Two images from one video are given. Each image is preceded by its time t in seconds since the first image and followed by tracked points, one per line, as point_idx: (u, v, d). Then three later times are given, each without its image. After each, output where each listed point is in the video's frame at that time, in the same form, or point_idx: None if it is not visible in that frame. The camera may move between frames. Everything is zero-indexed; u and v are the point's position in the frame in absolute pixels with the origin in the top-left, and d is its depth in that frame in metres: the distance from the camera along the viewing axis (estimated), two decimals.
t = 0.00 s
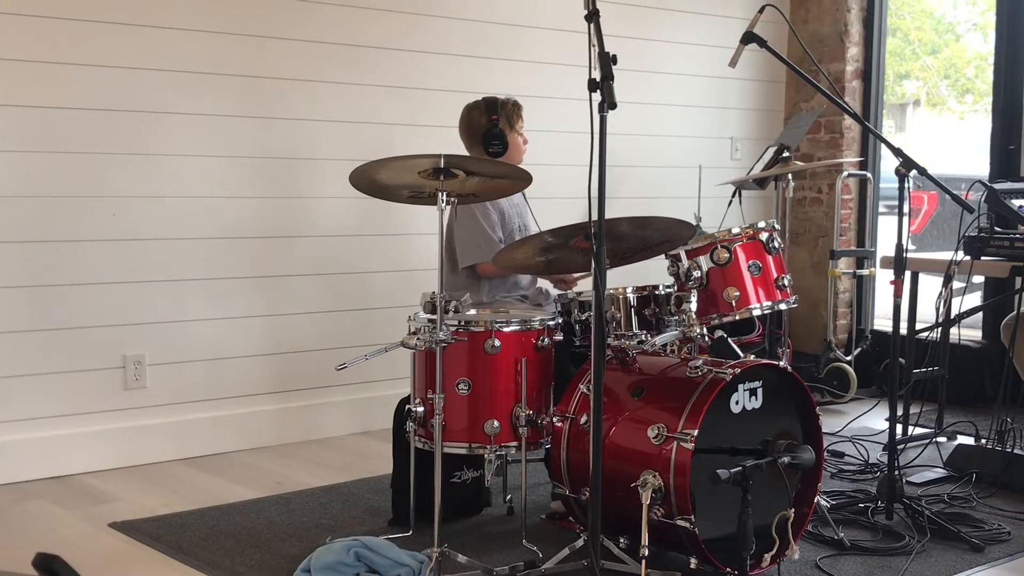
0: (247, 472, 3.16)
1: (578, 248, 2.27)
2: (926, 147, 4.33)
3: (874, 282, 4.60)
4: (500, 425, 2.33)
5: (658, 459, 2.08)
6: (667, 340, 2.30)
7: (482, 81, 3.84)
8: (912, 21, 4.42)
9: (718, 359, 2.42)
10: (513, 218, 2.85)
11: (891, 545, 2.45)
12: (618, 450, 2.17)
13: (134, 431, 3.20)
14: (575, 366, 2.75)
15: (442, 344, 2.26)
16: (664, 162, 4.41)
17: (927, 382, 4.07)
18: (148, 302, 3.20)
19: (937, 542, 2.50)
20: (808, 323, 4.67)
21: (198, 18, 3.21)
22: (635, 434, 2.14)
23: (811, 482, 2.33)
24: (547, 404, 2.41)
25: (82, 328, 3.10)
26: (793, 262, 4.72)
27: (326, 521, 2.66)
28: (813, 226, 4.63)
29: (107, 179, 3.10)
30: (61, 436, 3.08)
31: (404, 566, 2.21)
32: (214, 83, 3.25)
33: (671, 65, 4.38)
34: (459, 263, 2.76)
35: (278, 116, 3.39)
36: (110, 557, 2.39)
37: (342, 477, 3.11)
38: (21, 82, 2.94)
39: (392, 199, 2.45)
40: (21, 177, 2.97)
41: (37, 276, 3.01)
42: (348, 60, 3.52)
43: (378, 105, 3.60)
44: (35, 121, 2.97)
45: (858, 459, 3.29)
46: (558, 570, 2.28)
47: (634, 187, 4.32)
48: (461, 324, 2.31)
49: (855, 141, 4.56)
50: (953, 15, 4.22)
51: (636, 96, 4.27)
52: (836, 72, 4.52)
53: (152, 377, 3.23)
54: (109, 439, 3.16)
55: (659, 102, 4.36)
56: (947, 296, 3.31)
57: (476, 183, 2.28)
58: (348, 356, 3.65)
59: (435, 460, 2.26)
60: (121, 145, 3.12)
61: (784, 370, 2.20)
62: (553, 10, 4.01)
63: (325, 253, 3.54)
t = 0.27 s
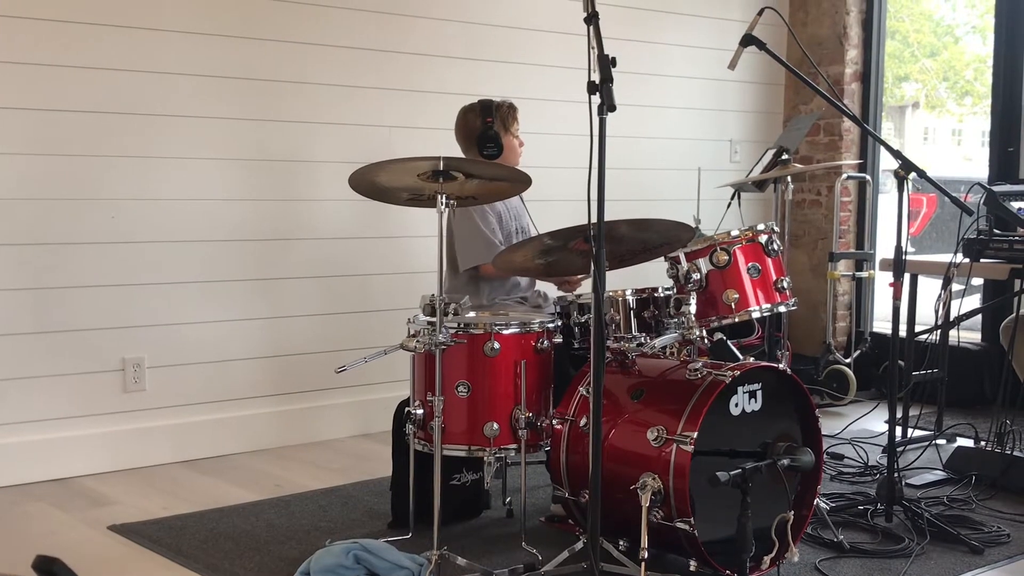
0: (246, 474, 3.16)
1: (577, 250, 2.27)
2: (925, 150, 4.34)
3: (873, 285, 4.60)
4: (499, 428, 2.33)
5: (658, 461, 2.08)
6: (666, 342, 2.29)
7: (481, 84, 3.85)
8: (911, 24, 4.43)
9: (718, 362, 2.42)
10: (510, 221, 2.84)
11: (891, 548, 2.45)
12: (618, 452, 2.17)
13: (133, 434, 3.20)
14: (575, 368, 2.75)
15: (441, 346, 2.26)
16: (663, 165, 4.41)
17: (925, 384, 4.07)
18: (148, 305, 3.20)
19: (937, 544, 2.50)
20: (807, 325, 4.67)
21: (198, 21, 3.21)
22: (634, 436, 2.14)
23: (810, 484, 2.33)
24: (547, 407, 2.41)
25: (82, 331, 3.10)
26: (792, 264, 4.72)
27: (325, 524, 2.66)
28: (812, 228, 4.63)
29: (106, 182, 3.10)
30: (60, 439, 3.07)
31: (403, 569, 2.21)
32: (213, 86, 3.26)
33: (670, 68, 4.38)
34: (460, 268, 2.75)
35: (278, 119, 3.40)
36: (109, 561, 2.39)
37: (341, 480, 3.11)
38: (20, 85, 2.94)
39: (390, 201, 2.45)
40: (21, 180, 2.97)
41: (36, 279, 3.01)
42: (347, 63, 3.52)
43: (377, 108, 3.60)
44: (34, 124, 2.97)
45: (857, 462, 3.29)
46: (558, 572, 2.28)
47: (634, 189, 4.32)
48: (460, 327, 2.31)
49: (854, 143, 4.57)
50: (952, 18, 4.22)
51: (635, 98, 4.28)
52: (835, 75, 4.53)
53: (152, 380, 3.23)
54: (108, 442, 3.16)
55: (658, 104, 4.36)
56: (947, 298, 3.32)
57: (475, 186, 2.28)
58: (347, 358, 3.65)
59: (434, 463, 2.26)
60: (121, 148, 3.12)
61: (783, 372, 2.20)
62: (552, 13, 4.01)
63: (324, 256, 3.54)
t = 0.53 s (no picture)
0: (246, 475, 3.16)
1: (576, 251, 2.27)
2: (924, 151, 4.34)
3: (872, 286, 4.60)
4: (499, 429, 2.33)
5: (658, 462, 2.08)
6: (666, 343, 2.29)
7: (480, 85, 3.85)
8: (910, 24, 4.43)
9: (718, 363, 2.41)
10: (511, 223, 2.85)
11: (890, 548, 2.45)
12: (618, 453, 2.17)
13: (133, 435, 3.20)
14: (574, 369, 2.74)
15: (441, 347, 2.26)
16: (663, 165, 4.41)
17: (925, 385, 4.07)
18: (147, 306, 3.20)
19: (936, 545, 2.50)
20: (806, 326, 4.67)
21: (197, 22, 3.21)
22: (634, 437, 2.14)
23: (810, 485, 2.33)
24: (546, 408, 2.41)
25: (81, 332, 3.10)
26: (791, 265, 4.72)
27: (325, 525, 2.66)
28: (811, 229, 4.63)
29: (106, 183, 3.10)
30: (60, 440, 3.07)
31: (403, 570, 2.21)
32: (212, 87, 3.26)
33: (669, 68, 4.38)
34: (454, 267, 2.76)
35: (277, 120, 3.40)
36: (108, 562, 2.39)
37: (341, 481, 3.10)
38: (20, 86, 2.94)
39: (390, 202, 2.45)
40: (21, 181, 2.97)
41: (35, 280, 3.01)
42: (346, 64, 3.52)
43: (377, 109, 3.60)
44: (33, 125, 2.97)
45: (857, 462, 3.29)
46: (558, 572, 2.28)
47: (633, 190, 4.32)
48: (460, 327, 2.31)
49: (853, 144, 4.57)
50: (951, 19, 4.22)
51: (635, 99, 4.28)
52: (834, 75, 4.53)
53: (151, 382, 3.23)
54: (108, 443, 3.16)
55: (658, 105, 4.36)
56: (946, 299, 3.32)
57: (475, 186, 2.28)
58: (346, 359, 3.65)
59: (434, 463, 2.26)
60: (120, 149, 3.12)
61: (782, 373, 2.20)
62: (552, 14, 4.01)
63: (323, 256, 3.54)
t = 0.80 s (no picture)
0: (246, 475, 3.16)
1: (576, 251, 2.27)
2: (923, 150, 4.34)
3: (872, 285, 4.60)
4: (499, 428, 2.33)
5: (658, 461, 2.08)
6: (666, 342, 2.29)
7: (480, 84, 3.85)
8: (910, 24, 4.43)
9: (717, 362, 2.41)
10: (512, 222, 2.85)
11: (890, 547, 2.45)
12: (617, 452, 2.17)
13: (132, 435, 3.20)
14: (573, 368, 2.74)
15: (441, 347, 2.26)
16: (662, 164, 4.41)
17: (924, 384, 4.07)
18: (147, 306, 3.20)
19: (936, 544, 2.50)
20: (806, 325, 4.67)
21: (197, 22, 3.21)
22: (633, 436, 2.14)
23: (810, 484, 2.33)
24: (546, 407, 2.41)
25: (80, 332, 3.10)
26: (791, 264, 4.72)
27: (324, 525, 2.66)
28: (811, 228, 4.63)
29: (105, 182, 3.10)
30: (59, 440, 3.07)
31: (403, 570, 2.21)
32: (211, 87, 3.26)
33: (668, 67, 4.38)
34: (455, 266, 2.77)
35: (276, 120, 3.40)
36: (108, 562, 2.39)
37: (340, 481, 3.10)
38: (19, 86, 2.94)
39: (388, 201, 2.45)
40: (20, 181, 2.97)
41: (35, 280, 3.01)
42: (345, 64, 3.52)
43: (376, 108, 3.60)
44: (33, 124, 2.97)
45: (856, 461, 3.29)
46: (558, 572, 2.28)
47: (632, 190, 4.32)
48: (459, 327, 2.31)
49: (853, 143, 4.57)
50: (950, 18, 4.22)
51: (634, 98, 4.28)
52: (834, 74, 4.53)
53: (150, 381, 3.23)
54: (107, 443, 3.15)
55: (657, 105, 4.36)
56: (946, 298, 3.33)
57: (474, 186, 2.28)
58: (345, 359, 3.65)
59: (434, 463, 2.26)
60: (120, 149, 3.12)
61: (782, 372, 2.20)
62: (551, 13, 4.01)
63: (323, 256, 3.54)
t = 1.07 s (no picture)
0: (246, 474, 3.16)
1: (575, 250, 2.27)
2: (923, 149, 4.34)
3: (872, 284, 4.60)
4: (498, 427, 2.33)
5: (658, 460, 2.08)
6: (665, 340, 2.29)
7: (479, 83, 3.85)
8: (909, 22, 4.43)
9: (717, 361, 2.41)
10: (506, 219, 2.85)
11: (890, 546, 2.45)
12: (617, 451, 2.17)
13: (132, 435, 3.20)
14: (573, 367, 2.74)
15: (440, 346, 2.26)
16: (662, 163, 4.41)
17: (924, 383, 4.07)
18: (147, 305, 3.20)
19: (935, 542, 2.50)
20: (806, 323, 4.67)
21: (196, 22, 3.21)
22: (633, 435, 2.14)
23: (810, 483, 2.33)
24: (546, 406, 2.41)
25: (80, 332, 3.10)
26: (790, 263, 4.72)
27: (324, 524, 2.66)
28: (810, 227, 4.63)
29: (105, 182, 3.10)
30: (59, 439, 3.07)
31: (403, 569, 2.21)
32: (211, 86, 3.26)
33: (667, 66, 4.38)
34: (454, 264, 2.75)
35: (276, 119, 3.40)
36: (108, 561, 2.39)
37: (340, 480, 3.11)
38: (19, 86, 2.94)
39: (388, 200, 2.45)
40: (20, 181, 2.97)
41: (34, 280, 3.01)
42: (345, 63, 3.52)
43: (376, 108, 3.60)
44: (32, 124, 2.97)
45: (856, 460, 3.29)
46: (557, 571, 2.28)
47: (632, 189, 4.32)
48: (459, 326, 2.31)
49: (853, 141, 4.57)
50: (950, 17, 4.22)
51: (634, 97, 4.28)
52: (833, 73, 4.53)
53: (150, 381, 3.23)
54: (107, 443, 3.16)
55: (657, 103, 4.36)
56: (945, 297, 3.33)
57: (473, 185, 2.28)
58: (345, 358, 3.65)
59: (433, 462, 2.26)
60: (119, 149, 3.12)
61: (782, 370, 2.20)
62: (551, 12, 4.01)
63: (322, 255, 3.54)
